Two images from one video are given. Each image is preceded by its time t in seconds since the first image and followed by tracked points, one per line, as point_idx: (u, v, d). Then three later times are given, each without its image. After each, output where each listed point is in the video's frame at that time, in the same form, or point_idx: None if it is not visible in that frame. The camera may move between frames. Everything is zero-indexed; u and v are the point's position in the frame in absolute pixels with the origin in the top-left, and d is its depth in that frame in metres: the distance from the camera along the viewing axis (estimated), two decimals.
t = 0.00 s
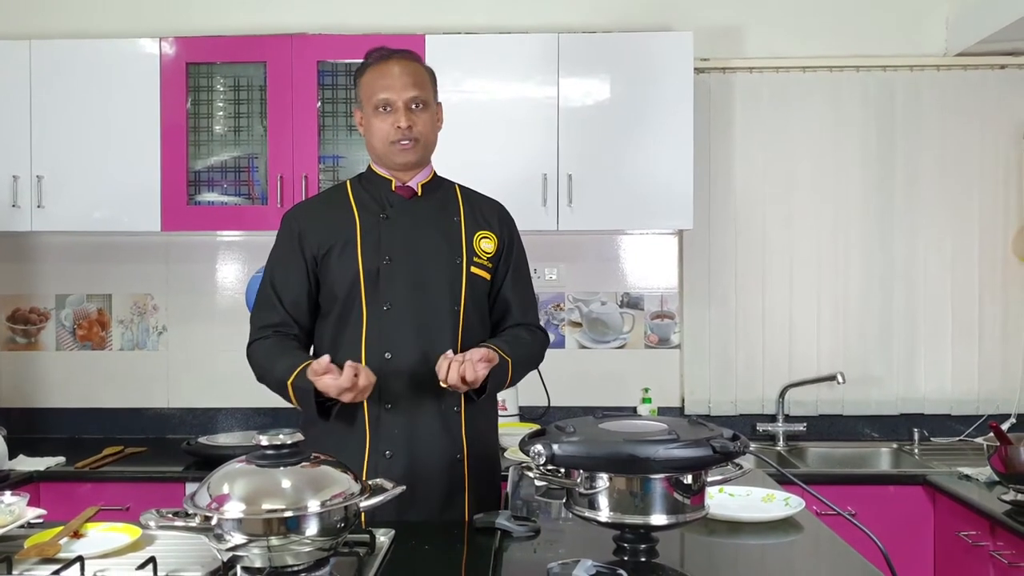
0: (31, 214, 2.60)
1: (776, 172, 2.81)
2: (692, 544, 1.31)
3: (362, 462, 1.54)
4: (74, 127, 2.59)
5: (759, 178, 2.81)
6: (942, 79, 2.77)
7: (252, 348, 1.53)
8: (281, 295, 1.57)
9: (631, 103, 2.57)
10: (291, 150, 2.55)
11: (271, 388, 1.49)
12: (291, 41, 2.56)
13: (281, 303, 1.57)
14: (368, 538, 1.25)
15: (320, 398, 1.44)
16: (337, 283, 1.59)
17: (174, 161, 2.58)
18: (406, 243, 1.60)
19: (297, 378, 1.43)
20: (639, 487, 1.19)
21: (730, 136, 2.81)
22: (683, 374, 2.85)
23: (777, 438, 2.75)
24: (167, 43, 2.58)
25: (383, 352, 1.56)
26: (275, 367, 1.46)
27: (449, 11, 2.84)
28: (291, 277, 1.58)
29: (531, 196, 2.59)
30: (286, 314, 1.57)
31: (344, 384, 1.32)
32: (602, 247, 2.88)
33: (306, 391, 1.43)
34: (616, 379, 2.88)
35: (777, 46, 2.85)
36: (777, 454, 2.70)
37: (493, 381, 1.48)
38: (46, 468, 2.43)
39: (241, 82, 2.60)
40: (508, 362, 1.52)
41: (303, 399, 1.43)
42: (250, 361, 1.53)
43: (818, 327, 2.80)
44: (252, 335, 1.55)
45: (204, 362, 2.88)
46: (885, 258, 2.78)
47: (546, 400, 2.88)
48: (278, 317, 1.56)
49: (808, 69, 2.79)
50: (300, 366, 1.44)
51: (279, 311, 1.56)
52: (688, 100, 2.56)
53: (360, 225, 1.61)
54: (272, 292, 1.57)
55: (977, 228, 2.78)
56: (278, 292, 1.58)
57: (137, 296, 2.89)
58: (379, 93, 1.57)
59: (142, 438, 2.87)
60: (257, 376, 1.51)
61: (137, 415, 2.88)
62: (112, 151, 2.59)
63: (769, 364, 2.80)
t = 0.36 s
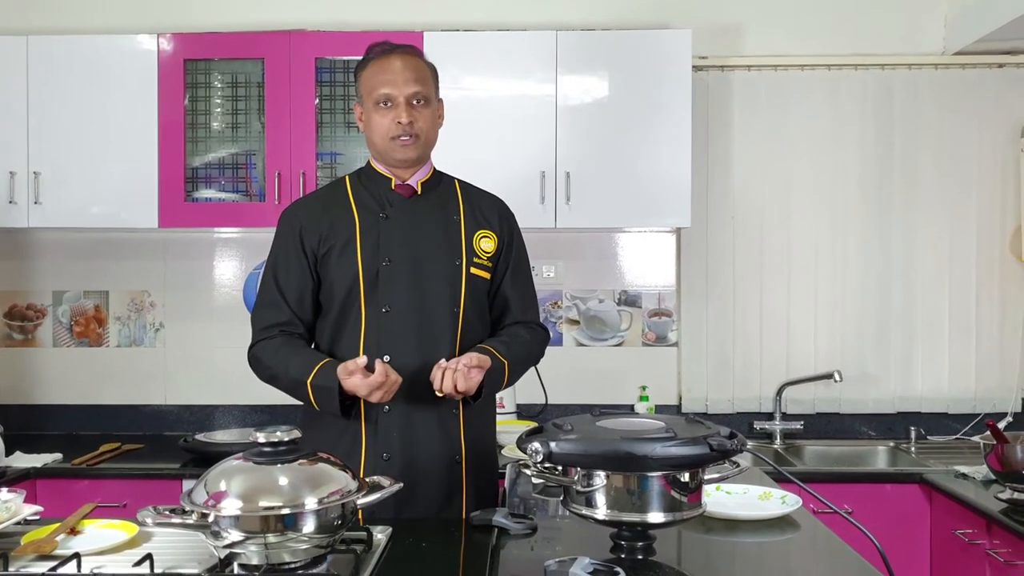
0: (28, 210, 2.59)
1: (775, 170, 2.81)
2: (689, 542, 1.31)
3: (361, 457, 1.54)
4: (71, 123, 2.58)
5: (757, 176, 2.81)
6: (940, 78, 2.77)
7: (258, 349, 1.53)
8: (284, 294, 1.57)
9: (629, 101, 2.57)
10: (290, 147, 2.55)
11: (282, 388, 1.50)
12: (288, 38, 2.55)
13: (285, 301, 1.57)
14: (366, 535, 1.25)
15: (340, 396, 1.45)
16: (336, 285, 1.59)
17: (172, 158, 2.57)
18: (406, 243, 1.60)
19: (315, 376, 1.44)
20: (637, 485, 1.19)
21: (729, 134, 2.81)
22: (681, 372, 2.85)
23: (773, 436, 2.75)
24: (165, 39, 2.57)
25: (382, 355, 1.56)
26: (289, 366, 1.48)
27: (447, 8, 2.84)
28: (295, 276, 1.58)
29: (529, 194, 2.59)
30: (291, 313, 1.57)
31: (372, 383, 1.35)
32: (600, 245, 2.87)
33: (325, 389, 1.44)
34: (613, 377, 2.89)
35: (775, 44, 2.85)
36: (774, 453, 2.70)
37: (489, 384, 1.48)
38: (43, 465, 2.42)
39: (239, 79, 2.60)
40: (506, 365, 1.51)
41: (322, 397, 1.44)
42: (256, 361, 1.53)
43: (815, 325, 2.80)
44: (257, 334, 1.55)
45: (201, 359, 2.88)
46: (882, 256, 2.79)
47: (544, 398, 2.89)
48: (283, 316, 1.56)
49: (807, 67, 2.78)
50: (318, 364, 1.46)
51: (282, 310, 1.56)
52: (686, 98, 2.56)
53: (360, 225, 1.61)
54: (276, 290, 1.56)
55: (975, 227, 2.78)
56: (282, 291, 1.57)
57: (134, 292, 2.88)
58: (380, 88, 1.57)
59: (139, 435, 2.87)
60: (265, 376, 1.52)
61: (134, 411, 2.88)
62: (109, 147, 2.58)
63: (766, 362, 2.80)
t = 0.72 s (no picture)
0: (27, 207, 2.59)
1: (774, 169, 2.81)
2: (689, 539, 1.31)
3: (354, 450, 1.55)
4: (71, 121, 2.58)
5: (756, 174, 2.81)
6: (939, 76, 2.77)
7: (253, 343, 1.53)
8: (280, 291, 1.57)
9: (629, 99, 2.57)
10: (288, 144, 2.55)
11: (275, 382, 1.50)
12: (288, 35, 2.55)
13: (280, 298, 1.56)
14: (364, 532, 1.25)
15: (331, 389, 1.46)
16: (331, 284, 1.59)
17: (171, 154, 2.57)
18: (401, 243, 1.60)
19: (306, 369, 1.45)
20: (635, 483, 1.19)
21: (728, 132, 2.81)
22: (680, 370, 2.85)
23: (772, 434, 2.74)
24: (164, 36, 2.57)
25: (375, 354, 1.56)
26: (281, 359, 1.48)
27: (447, 6, 2.84)
28: (290, 274, 1.58)
29: (529, 192, 2.58)
30: (287, 311, 1.57)
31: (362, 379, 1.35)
32: (600, 243, 2.87)
33: (315, 382, 1.44)
34: (612, 375, 2.89)
35: (775, 43, 2.85)
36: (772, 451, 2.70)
37: (479, 386, 1.47)
38: (42, 462, 2.43)
39: (238, 76, 2.59)
40: (498, 366, 1.51)
41: (313, 391, 1.45)
42: (251, 355, 1.53)
43: (814, 324, 2.80)
44: (253, 330, 1.55)
45: (200, 356, 2.88)
46: (881, 255, 2.79)
47: (543, 396, 2.89)
48: (278, 312, 1.56)
49: (806, 66, 2.78)
50: (310, 357, 1.46)
51: (278, 307, 1.56)
52: (687, 96, 2.56)
53: (355, 225, 1.61)
54: (271, 288, 1.56)
55: (974, 225, 2.78)
56: (278, 288, 1.57)
57: (133, 290, 2.88)
58: (378, 83, 1.57)
59: (138, 432, 2.87)
60: (260, 370, 1.52)
61: (133, 409, 2.88)
62: (108, 145, 2.58)
63: (765, 360, 2.80)
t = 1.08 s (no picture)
0: (26, 205, 2.59)
1: (773, 167, 2.81)
2: (689, 538, 1.31)
3: (352, 453, 1.55)
4: (70, 119, 2.58)
5: (755, 172, 2.81)
6: (938, 75, 2.77)
7: (252, 347, 1.53)
8: (276, 294, 1.57)
9: (628, 98, 2.57)
10: (287, 142, 2.55)
11: (275, 386, 1.50)
12: (286, 32, 2.55)
13: (276, 300, 1.57)
14: (364, 531, 1.25)
15: (332, 397, 1.46)
16: (326, 286, 1.59)
17: (170, 153, 2.57)
18: (394, 242, 1.60)
19: (307, 376, 1.45)
20: (633, 481, 1.19)
21: (728, 131, 2.81)
22: (678, 368, 2.85)
23: (771, 433, 2.74)
24: (162, 34, 2.56)
25: (371, 355, 1.57)
26: (281, 365, 1.48)
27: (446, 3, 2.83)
28: (286, 277, 1.58)
29: (528, 191, 2.58)
30: (284, 313, 1.57)
31: (362, 389, 1.36)
32: (599, 241, 2.87)
33: (315, 389, 1.45)
34: (611, 373, 2.89)
35: (775, 41, 2.85)
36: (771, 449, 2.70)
37: (470, 386, 1.47)
38: (41, 459, 2.43)
39: (237, 74, 2.59)
40: (490, 363, 1.50)
41: (313, 398, 1.45)
42: (250, 359, 1.54)
43: (813, 323, 2.80)
44: (251, 333, 1.55)
45: (199, 354, 2.88)
46: (879, 254, 2.79)
47: (542, 394, 2.89)
48: (276, 315, 1.56)
49: (805, 64, 2.78)
50: (310, 363, 1.46)
51: (275, 310, 1.56)
52: (686, 95, 2.56)
53: (349, 226, 1.61)
54: (268, 290, 1.57)
55: (973, 224, 2.78)
56: (275, 290, 1.57)
57: (132, 288, 2.88)
58: (369, 80, 1.57)
59: (137, 430, 2.86)
60: (260, 375, 1.52)
61: (132, 407, 2.88)
62: (107, 143, 2.58)
63: (764, 359, 2.81)
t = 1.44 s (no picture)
0: (25, 204, 2.59)
1: (772, 167, 2.81)
2: (688, 537, 1.31)
3: (352, 453, 1.55)
4: (69, 118, 2.58)
5: (755, 171, 2.81)
6: (937, 75, 2.77)
7: (253, 348, 1.53)
8: (277, 294, 1.57)
9: (628, 97, 2.57)
10: (286, 142, 2.55)
11: (277, 388, 1.50)
12: (285, 32, 2.55)
13: (276, 300, 1.57)
14: (363, 530, 1.25)
15: (337, 399, 1.46)
16: (326, 285, 1.59)
17: (170, 152, 2.57)
18: (394, 242, 1.60)
19: (311, 378, 1.45)
20: (633, 481, 1.19)
21: (727, 131, 2.81)
22: (678, 367, 2.85)
23: (770, 432, 2.74)
24: (162, 33, 2.56)
25: (371, 355, 1.57)
26: (284, 367, 1.48)
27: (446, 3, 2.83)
28: (286, 276, 1.58)
29: (528, 190, 2.58)
30: (285, 313, 1.57)
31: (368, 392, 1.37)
32: (599, 241, 2.87)
33: (321, 391, 1.45)
34: (611, 373, 2.89)
35: (774, 40, 2.85)
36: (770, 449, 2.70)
37: (470, 385, 1.47)
38: (41, 458, 2.42)
39: (237, 73, 2.59)
40: (490, 363, 1.50)
41: (319, 400, 1.46)
42: (252, 360, 1.54)
43: (812, 322, 2.80)
44: (253, 333, 1.55)
45: (198, 353, 2.88)
46: (879, 253, 2.79)
47: (541, 393, 2.89)
48: (277, 316, 1.56)
49: (805, 64, 2.78)
50: (315, 365, 1.46)
51: (276, 310, 1.56)
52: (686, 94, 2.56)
53: (349, 226, 1.61)
54: (269, 290, 1.57)
55: (973, 224, 2.78)
56: (276, 291, 1.57)
57: (131, 287, 2.88)
58: (366, 78, 1.57)
59: (136, 429, 2.86)
60: (261, 375, 1.52)
61: (131, 406, 2.88)
62: (107, 142, 2.58)
63: (763, 358, 2.81)
